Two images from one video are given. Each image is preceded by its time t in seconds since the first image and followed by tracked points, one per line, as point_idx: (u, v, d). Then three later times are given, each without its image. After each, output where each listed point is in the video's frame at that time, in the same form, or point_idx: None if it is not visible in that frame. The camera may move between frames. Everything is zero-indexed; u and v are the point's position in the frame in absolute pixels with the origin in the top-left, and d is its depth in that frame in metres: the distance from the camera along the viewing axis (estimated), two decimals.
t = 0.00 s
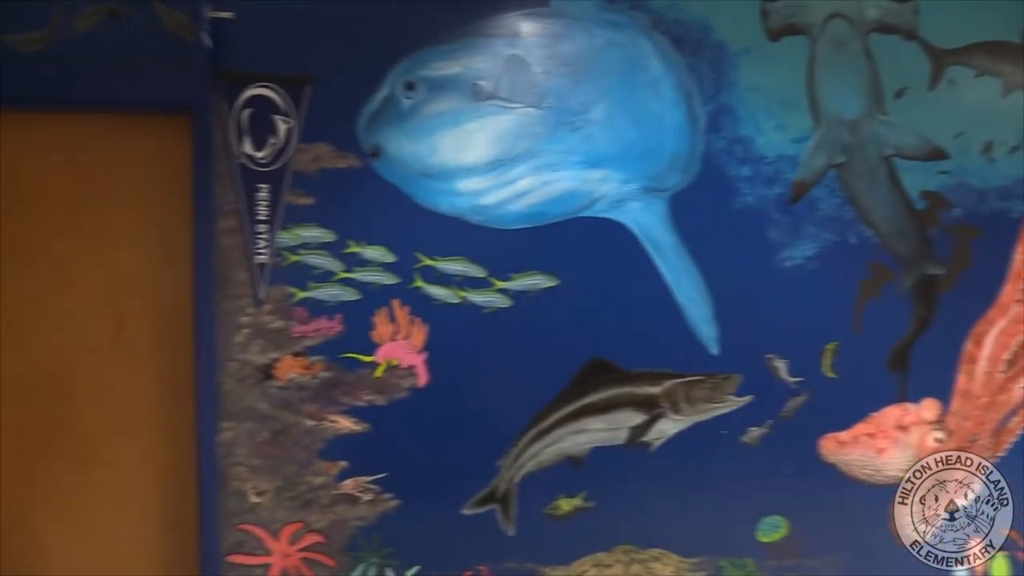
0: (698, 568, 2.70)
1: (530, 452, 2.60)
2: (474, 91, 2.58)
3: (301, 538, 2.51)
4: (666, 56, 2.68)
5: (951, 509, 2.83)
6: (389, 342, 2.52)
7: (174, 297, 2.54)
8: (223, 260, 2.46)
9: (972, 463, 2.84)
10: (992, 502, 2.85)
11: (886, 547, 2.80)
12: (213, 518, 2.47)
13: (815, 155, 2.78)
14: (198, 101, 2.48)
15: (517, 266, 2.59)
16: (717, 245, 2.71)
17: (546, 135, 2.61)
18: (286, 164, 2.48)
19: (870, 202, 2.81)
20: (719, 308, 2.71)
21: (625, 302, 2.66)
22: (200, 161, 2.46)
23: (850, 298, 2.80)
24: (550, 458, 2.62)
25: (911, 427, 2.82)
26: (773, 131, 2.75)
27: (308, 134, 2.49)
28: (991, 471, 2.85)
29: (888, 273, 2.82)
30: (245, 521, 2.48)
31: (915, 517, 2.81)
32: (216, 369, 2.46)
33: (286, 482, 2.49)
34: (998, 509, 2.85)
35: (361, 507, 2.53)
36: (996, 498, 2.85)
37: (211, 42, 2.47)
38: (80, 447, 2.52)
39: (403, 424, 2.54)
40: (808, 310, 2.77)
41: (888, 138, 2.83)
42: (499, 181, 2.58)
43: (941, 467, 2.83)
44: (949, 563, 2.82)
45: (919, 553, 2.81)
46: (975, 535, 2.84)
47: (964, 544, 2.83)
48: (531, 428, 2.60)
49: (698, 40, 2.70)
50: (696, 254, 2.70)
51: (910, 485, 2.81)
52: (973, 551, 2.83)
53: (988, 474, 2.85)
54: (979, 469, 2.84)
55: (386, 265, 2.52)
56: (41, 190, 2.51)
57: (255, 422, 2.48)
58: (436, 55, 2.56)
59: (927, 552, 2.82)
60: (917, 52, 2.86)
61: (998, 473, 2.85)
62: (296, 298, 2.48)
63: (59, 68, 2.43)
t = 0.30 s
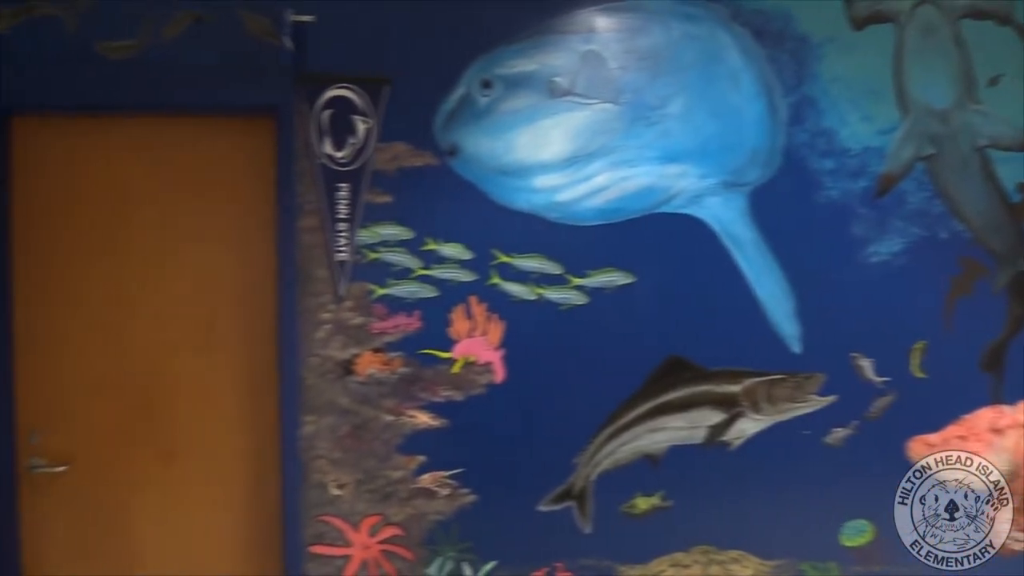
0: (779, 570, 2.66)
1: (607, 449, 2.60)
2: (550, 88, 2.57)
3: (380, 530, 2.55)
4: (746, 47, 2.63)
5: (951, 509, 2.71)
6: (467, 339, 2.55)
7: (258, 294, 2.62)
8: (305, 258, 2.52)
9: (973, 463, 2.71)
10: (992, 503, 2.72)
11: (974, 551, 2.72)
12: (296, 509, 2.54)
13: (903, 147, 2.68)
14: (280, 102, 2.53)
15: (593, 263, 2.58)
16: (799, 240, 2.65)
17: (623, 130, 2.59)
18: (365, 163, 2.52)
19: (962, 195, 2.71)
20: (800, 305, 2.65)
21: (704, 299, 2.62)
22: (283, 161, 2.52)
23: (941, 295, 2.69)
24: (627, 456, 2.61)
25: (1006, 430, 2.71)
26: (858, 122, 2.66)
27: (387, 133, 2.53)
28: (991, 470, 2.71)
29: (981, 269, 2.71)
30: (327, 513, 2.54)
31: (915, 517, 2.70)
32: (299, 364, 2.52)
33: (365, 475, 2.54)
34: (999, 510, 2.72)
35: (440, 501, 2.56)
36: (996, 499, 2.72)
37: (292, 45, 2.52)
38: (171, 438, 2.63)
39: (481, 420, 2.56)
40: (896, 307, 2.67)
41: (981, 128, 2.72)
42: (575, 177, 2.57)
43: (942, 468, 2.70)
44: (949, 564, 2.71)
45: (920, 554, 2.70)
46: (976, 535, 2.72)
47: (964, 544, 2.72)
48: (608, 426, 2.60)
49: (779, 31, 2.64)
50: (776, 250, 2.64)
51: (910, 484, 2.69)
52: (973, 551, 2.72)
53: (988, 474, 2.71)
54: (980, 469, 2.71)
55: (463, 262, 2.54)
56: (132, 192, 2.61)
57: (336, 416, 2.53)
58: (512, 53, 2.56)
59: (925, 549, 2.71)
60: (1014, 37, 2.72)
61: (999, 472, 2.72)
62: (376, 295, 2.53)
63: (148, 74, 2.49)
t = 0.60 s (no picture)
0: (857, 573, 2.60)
1: (679, 447, 2.57)
2: (621, 82, 2.55)
3: (452, 524, 2.58)
4: (823, 37, 2.56)
5: (951, 509, 2.60)
6: (537, 335, 2.55)
7: (332, 289, 2.67)
8: (378, 254, 2.55)
9: (973, 463, 2.59)
10: (992, 503, 2.61)
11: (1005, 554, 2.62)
12: (369, 502, 2.57)
13: (989, 137, 2.58)
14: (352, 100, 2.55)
15: (666, 258, 2.55)
16: (879, 234, 2.57)
17: (695, 124, 2.55)
18: (436, 160, 2.54)
19: None
20: (880, 300, 2.58)
21: (779, 295, 2.56)
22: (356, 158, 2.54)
23: None
24: (700, 454, 2.58)
25: None
26: (941, 112, 2.57)
27: (458, 130, 2.54)
28: (992, 470, 2.60)
29: None
30: (399, 505, 2.58)
31: (916, 518, 2.60)
32: (372, 359, 2.55)
33: (437, 469, 2.57)
34: (999, 509, 2.61)
35: (510, 497, 2.57)
36: (996, 498, 2.61)
37: (365, 45, 2.54)
38: (248, 429, 2.70)
39: (551, 416, 2.56)
40: (981, 304, 2.58)
41: None
42: (647, 172, 2.55)
43: (942, 467, 2.59)
44: (949, 565, 2.61)
45: (918, 554, 2.61)
46: (976, 535, 2.61)
47: (964, 544, 2.61)
48: (680, 423, 2.57)
49: (858, 19, 2.55)
50: (855, 244, 2.57)
51: (909, 484, 2.59)
52: (974, 552, 2.61)
53: (988, 474, 2.60)
54: (980, 469, 2.60)
55: (533, 258, 2.54)
56: (211, 190, 2.68)
57: (408, 410, 2.56)
58: (583, 47, 2.55)
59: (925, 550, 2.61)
60: None
61: (999, 472, 2.60)
62: (447, 290, 2.55)
63: (224, 76, 2.55)
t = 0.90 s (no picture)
0: None
1: (759, 444, 2.53)
2: (700, 73, 2.51)
3: (528, 517, 2.59)
4: (911, 22, 2.46)
5: (951, 509, 2.51)
6: (614, 329, 2.53)
7: (411, 283, 2.71)
8: (455, 248, 2.57)
9: (973, 463, 2.49)
10: (992, 503, 2.50)
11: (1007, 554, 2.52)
12: (447, 494, 2.60)
13: None
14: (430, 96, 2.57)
15: (746, 252, 2.50)
16: (971, 226, 2.47)
17: (776, 114, 2.49)
18: (513, 155, 2.54)
19: None
20: (972, 295, 2.48)
21: (864, 289, 2.49)
22: (433, 154, 2.57)
23: None
24: (781, 452, 2.53)
25: None
26: None
27: (534, 124, 2.54)
28: (993, 470, 2.49)
29: None
30: (476, 498, 2.60)
31: (914, 517, 2.52)
32: (449, 353, 2.58)
33: (513, 462, 2.58)
34: (1000, 510, 2.51)
35: (586, 491, 2.57)
36: (997, 498, 2.50)
37: (442, 41, 2.56)
38: (329, 421, 2.76)
39: (628, 411, 2.54)
40: None
41: None
42: (727, 164, 2.50)
43: (942, 467, 2.50)
44: (949, 564, 2.52)
45: (918, 554, 2.52)
46: (976, 535, 2.51)
47: (964, 544, 2.52)
48: (760, 420, 2.52)
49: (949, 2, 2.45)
50: (945, 236, 2.48)
51: (909, 484, 2.51)
52: (975, 552, 2.52)
53: (989, 474, 2.49)
54: (981, 468, 2.49)
55: (610, 252, 2.53)
56: (293, 187, 2.74)
57: (485, 403, 2.58)
58: (660, 38, 2.51)
59: (924, 549, 2.52)
60: None
61: (1000, 472, 2.49)
62: (524, 285, 2.55)
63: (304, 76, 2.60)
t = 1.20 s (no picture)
0: None
1: (831, 441, 2.47)
2: (770, 62, 2.45)
3: (593, 511, 2.58)
4: (993, 5, 2.37)
5: (951, 509, 2.45)
6: (681, 323, 2.50)
7: (476, 276, 2.72)
8: (521, 241, 2.58)
9: (973, 463, 2.43)
10: (992, 503, 2.44)
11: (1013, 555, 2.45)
12: (512, 487, 2.61)
13: None
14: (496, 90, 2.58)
15: (818, 244, 2.44)
16: None
17: (850, 103, 2.42)
18: (579, 147, 2.53)
19: None
20: None
21: (943, 283, 2.41)
22: (499, 147, 2.57)
23: None
24: (855, 450, 2.47)
25: None
26: None
27: (600, 116, 2.52)
28: (993, 470, 2.43)
29: None
30: (541, 490, 2.61)
31: (914, 517, 2.46)
32: (515, 346, 2.59)
33: (578, 456, 2.58)
34: (1000, 510, 2.44)
35: (652, 486, 2.55)
36: (996, 498, 2.43)
37: (508, 35, 2.57)
38: (396, 412, 2.80)
39: (695, 406, 2.51)
40: None
41: None
42: (798, 155, 2.45)
43: (942, 467, 2.44)
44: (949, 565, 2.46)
45: (917, 554, 2.47)
46: (976, 536, 2.45)
47: (964, 544, 2.45)
48: (832, 417, 2.46)
49: None
50: None
51: (908, 484, 2.45)
52: (974, 551, 2.45)
53: (989, 474, 2.43)
54: (980, 468, 2.43)
55: (677, 245, 2.50)
56: (361, 182, 2.78)
57: (550, 396, 2.58)
58: (730, 28, 2.47)
59: (924, 550, 2.46)
60: None
61: (1000, 472, 2.43)
62: (590, 278, 2.54)
63: (373, 72, 2.63)
